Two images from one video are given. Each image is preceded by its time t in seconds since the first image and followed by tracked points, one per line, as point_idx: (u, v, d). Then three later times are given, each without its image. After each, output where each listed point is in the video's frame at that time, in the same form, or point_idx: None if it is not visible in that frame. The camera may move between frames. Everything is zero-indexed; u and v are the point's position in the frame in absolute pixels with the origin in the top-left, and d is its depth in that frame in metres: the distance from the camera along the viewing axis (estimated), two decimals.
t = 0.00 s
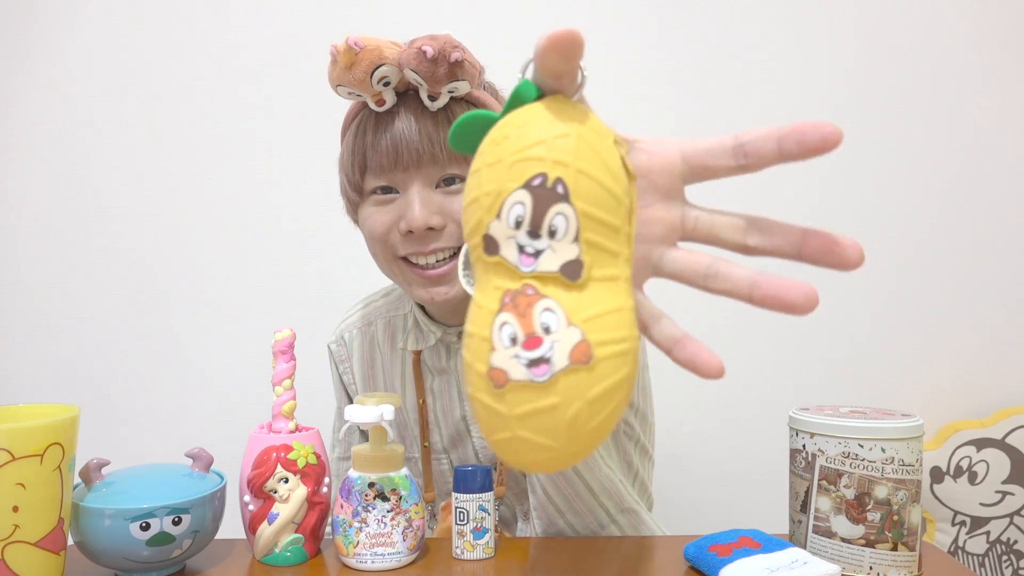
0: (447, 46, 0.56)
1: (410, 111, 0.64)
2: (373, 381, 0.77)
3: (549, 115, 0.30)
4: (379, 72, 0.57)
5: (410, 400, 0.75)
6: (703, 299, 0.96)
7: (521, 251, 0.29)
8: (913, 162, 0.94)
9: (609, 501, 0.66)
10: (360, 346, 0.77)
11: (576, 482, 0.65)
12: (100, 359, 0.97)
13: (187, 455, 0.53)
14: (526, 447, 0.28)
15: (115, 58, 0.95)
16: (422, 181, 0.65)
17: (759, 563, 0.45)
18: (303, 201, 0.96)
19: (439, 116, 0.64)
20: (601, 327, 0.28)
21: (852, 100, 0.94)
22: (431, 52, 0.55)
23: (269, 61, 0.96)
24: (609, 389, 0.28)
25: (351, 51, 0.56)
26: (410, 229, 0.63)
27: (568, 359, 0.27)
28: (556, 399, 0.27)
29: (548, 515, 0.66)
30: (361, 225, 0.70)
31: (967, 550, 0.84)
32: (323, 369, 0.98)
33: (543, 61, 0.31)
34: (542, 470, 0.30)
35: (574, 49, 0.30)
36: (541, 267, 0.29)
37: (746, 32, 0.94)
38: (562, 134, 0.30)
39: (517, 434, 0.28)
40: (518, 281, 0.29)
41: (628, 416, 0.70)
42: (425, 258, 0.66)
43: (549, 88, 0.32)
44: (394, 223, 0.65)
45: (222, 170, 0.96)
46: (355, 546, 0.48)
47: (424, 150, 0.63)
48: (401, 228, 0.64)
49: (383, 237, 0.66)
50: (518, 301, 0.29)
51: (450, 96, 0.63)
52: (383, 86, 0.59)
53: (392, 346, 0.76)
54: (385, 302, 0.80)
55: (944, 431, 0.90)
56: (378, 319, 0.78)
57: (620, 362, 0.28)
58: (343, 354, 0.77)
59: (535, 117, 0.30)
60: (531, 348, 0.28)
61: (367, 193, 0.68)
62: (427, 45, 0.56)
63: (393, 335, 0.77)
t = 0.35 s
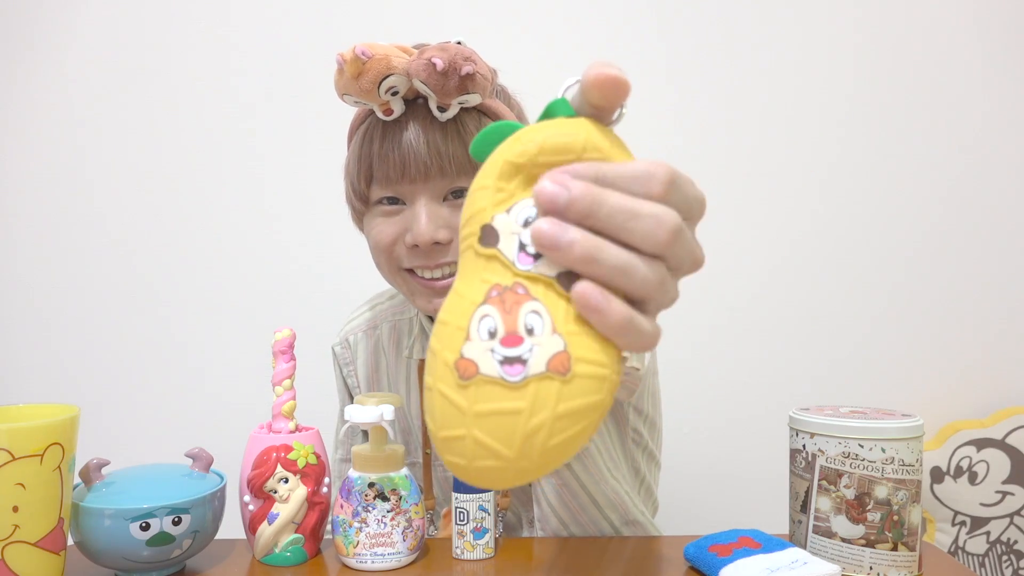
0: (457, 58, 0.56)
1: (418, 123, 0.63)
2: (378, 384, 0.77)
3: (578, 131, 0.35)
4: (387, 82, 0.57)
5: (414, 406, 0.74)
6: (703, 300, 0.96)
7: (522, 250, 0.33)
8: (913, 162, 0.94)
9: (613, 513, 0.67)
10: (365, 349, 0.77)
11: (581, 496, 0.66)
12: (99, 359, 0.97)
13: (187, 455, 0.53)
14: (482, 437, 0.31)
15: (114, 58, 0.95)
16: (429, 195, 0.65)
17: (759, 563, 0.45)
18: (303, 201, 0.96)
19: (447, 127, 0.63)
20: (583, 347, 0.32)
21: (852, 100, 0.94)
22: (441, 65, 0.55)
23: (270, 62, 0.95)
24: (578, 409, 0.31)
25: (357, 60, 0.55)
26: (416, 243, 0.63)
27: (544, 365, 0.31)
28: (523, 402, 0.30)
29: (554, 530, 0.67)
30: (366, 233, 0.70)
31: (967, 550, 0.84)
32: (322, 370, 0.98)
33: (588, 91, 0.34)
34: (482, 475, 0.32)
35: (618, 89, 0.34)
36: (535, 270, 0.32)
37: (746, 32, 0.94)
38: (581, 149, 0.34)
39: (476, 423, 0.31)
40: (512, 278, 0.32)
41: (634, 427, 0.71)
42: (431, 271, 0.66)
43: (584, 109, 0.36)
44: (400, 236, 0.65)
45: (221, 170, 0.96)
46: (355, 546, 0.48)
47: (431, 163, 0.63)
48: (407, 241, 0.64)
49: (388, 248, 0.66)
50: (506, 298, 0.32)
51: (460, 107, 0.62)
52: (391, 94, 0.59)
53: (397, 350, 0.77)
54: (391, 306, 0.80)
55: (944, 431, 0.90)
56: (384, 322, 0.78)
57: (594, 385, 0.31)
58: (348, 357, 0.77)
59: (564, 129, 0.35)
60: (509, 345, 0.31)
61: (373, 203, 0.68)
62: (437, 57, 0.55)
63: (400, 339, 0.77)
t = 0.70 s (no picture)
0: (463, 55, 0.57)
1: (423, 121, 0.64)
2: (378, 383, 0.76)
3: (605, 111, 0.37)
4: (393, 79, 0.57)
5: (415, 406, 0.75)
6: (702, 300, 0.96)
7: (600, 235, 0.35)
8: (911, 161, 0.94)
9: (614, 511, 0.67)
10: (366, 349, 0.77)
11: (582, 493, 0.66)
12: (99, 359, 0.97)
13: (187, 456, 0.53)
14: (612, 413, 0.33)
15: (114, 58, 0.95)
16: (434, 192, 0.64)
17: (759, 563, 0.45)
18: (302, 201, 0.96)
19: (453, 125, 0.64)
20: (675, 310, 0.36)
21: (851, 100, 0.94)
22: (447, 62, 0.55)
23: (269, 61, 0.96)
24: (689, 367, 0.35)
25: (364, 57, 0.55)
26: (420, 240, 0.63)
27: (657, 332, 0.34)
28: (647, 371, 0.33)
29: (554, 528, 0.67)
30: (370, 233, 0.70)
31: (967, 550, 0.84)
32: (322, 369, 0.97)
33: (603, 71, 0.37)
34: (609, 453, 0.34)
35: (632, 67, 0.36)
36: (618, 253, 0.35)
37: (745, 32, 0.94)
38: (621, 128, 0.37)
39: (603, 400, 0.33)
40: (597, 264, 0.35)
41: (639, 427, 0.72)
42: (435, 269, 0.66)
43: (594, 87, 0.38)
44: (404, 233, 0.65)
45: (221, 170, 0.96)
46: (355, 546, 0.48)
47: (437, 160, 0.63)
48: (411, 238, 0.64)
49: (392, 246, 0.65)
50: (601, 279, 0.35)
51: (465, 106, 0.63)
52: (396, 93, 0.59)
53: (399, 351, 0.76)
54: (392, 306, 0.80)
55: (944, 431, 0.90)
56: (384, 323, 0.78)
57: (698, 346, 0.36)
58: (349, 357, 0.77)
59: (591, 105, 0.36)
60: (620, 321, 0.34)
61: (377, 201, 0.68)
62: (444, 55, 0.56)
63: (400, 340, 0.77)
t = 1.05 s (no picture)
0: (462, 57, 0.57)
1: (423, 122, 0.64)
2: (378, 384, 0.76)
3: (623, 147, 0.36)
4: (392, 80, 0.57)
5: (416, 406, 0.75)
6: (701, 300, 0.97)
7: (594, 286, 0.35)
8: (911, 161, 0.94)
9: (613, 510, 0.66)
10: (366, 350, 0.77)
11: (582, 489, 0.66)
12: (99, 359, 0.97)
13: (187, 455, 0.53)
14: (581, 470, 0.34)
15: (114, 58, 0.95)
16: (433, 193, 0.65)
17: (759, 563, 0.44)
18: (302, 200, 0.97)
19: (452, 126, 0.64)
20: (664, 371, 0.34)
21: (851, 100, 0.94)
22: (446, 63, 0.55)
23: (269, 61, 0.96)
24: (664, 431, 0.35)
25: (363, 58, 0.55)
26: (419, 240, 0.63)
27: (636, 400, 0.33)
28: (620, 437, 0.33)
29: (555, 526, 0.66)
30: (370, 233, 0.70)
31: (967, 550, 0.84)
32: (321, 369, 0.97)
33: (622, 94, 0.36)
34: (579, 497, 0.36)
35: (654, 92, 0.36)
36: (610, 305, 0.35)
37: (744, 33, 0.94)
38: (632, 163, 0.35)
39: (573, 457, 0.34)
40: (588, 315, 0.35)
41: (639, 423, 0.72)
42: (434, 269, 0.66)
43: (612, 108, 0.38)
44: (404, 233, 0.65)
45: (221, 170, 0.96)
46: (355, 546, 0.48)
47: (436, 161, 0.63)
48: (410, 238, 0.64)
49: (390, 246, 0.66)
50: (587, 336, 0.34)
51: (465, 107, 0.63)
52: (396, 93, 0.59)
53: (399, 351, 0.76)
54: (392, 307, 0.80)
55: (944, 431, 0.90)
56: (384, 323, 0.78)
57: (678, 405, 0.35)
58: (349, 358, 0.77)
59: (610, 143, 0.36)
60: (599, 386, 0.34)
61: (376, 201, 0.68)
62: (443, 56, 0.56)
63: (399, 341, 0.77)
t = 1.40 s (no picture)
0: (471, 62, 0.57)
1: (431, 125, 0.63)
2: (382, 383, 0.76)
3: (582, 155, 0.38)
4: (400, 86, 0.57)
5: (421, 403, 0.75)
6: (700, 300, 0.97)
7: (571, 293, 0.39)
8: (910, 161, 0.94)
9: (616, 504, 0.68)
10: (369, 349, 0.77)
11: (585, 484, 0.67)
12: (99, 360, 0.97)
13: (187, 455, 0.53)
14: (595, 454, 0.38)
15: (114, 58, 0.95)
16: (442, 195, 0.65)
17: (759, 563, 0.44)
18: (302, 200, 0.97)
19: (460, 129, 0.64)
20: (650, 358, 0.36)
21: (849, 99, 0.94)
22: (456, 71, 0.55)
23: (269, 61, 0.96)
24: (664, 410, 0.36)
25: (372, 65, 0.55)
26: (430, 243, 0.64)
27: (622, 391, 0.36)
28: (617, 424, 0.37)
29: (556, 516, 0.68)
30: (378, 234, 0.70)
31: (967, 550, 0.84)
32: (321, 370, 0.97)
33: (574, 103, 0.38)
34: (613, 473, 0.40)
35: (597, 96, 0.38)
36: (588, 308, 0.38)
37: (743, 32, 0.94)
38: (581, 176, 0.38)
39: (587, 443, 0.38)
40: (574, 319, 0.39)
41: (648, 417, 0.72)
42: (445, 269, 0.66)
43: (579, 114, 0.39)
44: (414, 235, 0.65)
45: (221, 170, 0.96)
46: (355, 546, 0.48)
47: (445, 165, 0.63)
48: (421, 241, 0.64)
49: (401, 248, 0.66)
50: (573, 339, 0.38)
51: (472, 110, 0.63)
52: (404, 98, 0.59)
53: (403, 348, 0.76)
54: (396, 306, 0.80)
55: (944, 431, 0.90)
56: (388, 322, 0.78)
57: (671, 387, 0.36)
58: (352, 357, 0.77)
59: (570, 153, 0.38)
60: (589, 382, 0.37)
61: (385, 203, 0.68)
62: (451, 62, 0.56)
63: (403, 339, 0.76)
